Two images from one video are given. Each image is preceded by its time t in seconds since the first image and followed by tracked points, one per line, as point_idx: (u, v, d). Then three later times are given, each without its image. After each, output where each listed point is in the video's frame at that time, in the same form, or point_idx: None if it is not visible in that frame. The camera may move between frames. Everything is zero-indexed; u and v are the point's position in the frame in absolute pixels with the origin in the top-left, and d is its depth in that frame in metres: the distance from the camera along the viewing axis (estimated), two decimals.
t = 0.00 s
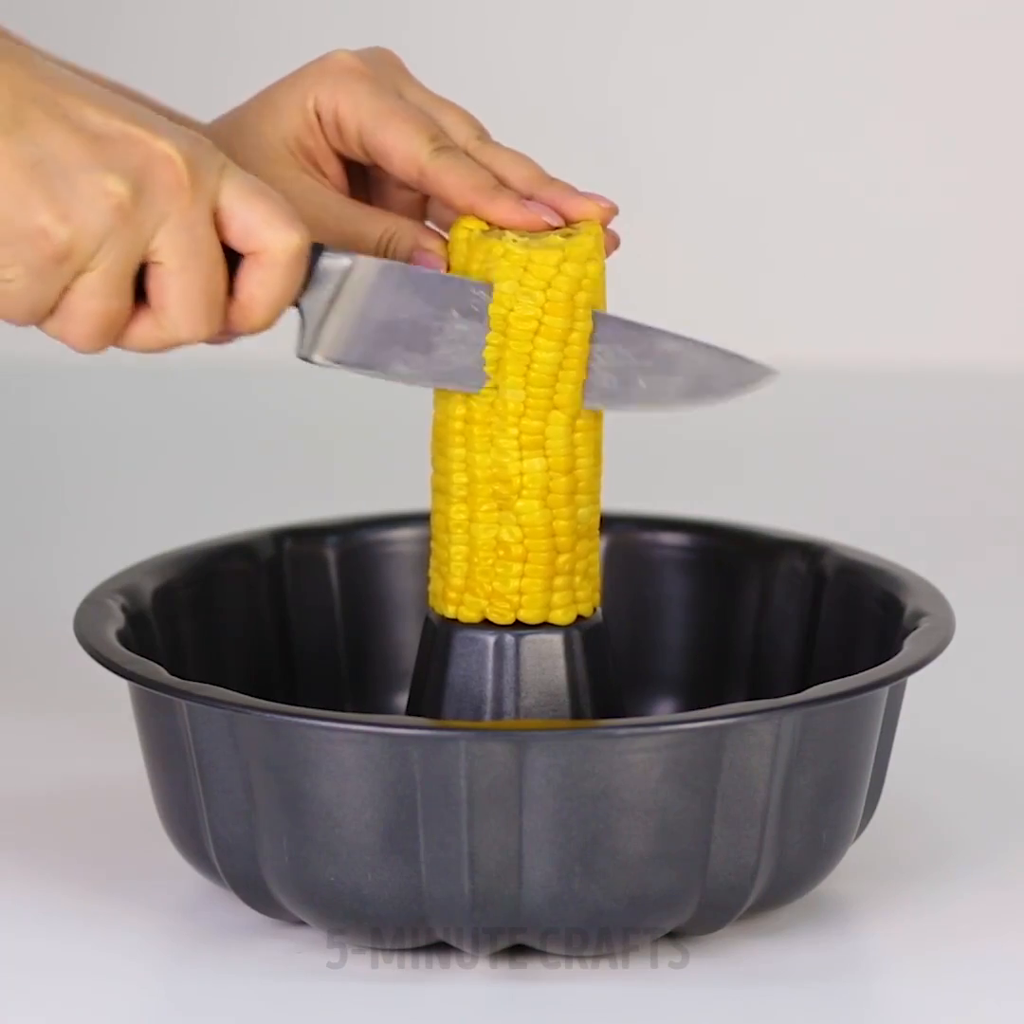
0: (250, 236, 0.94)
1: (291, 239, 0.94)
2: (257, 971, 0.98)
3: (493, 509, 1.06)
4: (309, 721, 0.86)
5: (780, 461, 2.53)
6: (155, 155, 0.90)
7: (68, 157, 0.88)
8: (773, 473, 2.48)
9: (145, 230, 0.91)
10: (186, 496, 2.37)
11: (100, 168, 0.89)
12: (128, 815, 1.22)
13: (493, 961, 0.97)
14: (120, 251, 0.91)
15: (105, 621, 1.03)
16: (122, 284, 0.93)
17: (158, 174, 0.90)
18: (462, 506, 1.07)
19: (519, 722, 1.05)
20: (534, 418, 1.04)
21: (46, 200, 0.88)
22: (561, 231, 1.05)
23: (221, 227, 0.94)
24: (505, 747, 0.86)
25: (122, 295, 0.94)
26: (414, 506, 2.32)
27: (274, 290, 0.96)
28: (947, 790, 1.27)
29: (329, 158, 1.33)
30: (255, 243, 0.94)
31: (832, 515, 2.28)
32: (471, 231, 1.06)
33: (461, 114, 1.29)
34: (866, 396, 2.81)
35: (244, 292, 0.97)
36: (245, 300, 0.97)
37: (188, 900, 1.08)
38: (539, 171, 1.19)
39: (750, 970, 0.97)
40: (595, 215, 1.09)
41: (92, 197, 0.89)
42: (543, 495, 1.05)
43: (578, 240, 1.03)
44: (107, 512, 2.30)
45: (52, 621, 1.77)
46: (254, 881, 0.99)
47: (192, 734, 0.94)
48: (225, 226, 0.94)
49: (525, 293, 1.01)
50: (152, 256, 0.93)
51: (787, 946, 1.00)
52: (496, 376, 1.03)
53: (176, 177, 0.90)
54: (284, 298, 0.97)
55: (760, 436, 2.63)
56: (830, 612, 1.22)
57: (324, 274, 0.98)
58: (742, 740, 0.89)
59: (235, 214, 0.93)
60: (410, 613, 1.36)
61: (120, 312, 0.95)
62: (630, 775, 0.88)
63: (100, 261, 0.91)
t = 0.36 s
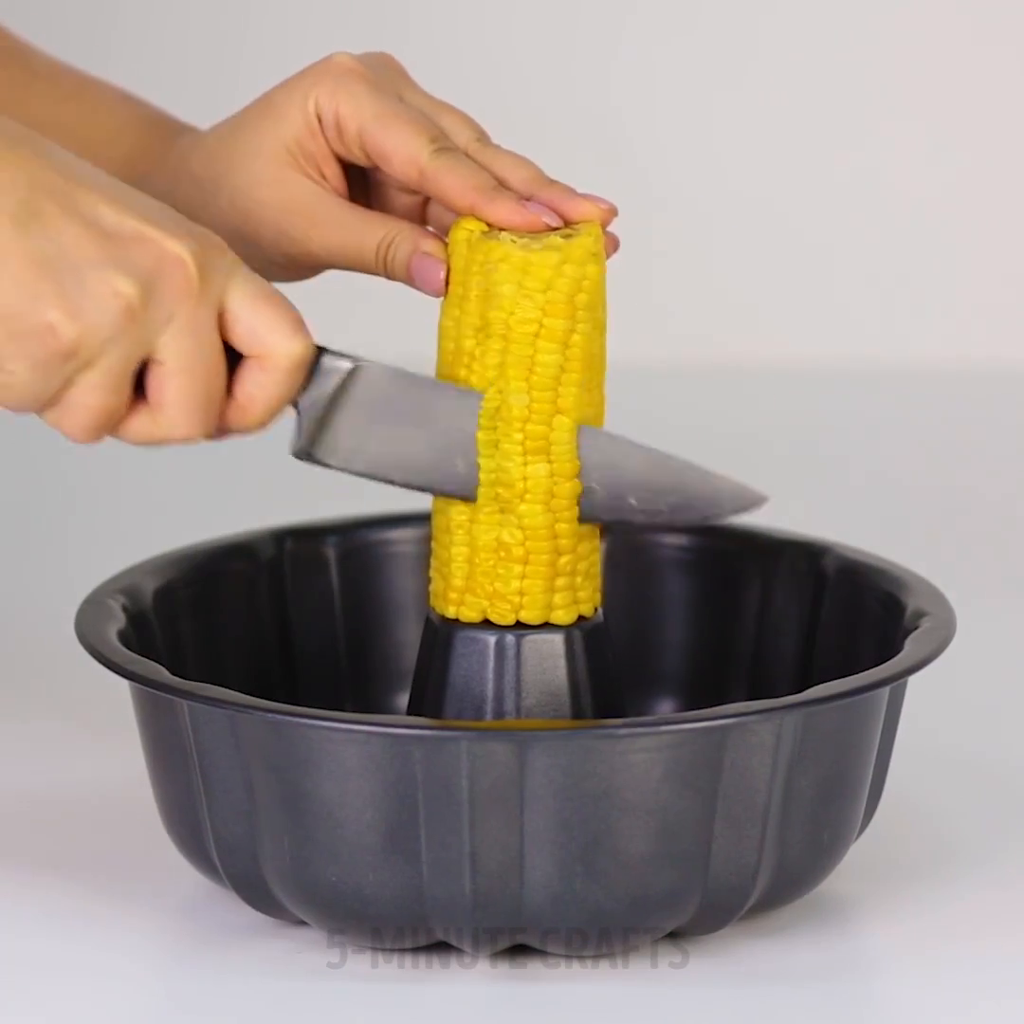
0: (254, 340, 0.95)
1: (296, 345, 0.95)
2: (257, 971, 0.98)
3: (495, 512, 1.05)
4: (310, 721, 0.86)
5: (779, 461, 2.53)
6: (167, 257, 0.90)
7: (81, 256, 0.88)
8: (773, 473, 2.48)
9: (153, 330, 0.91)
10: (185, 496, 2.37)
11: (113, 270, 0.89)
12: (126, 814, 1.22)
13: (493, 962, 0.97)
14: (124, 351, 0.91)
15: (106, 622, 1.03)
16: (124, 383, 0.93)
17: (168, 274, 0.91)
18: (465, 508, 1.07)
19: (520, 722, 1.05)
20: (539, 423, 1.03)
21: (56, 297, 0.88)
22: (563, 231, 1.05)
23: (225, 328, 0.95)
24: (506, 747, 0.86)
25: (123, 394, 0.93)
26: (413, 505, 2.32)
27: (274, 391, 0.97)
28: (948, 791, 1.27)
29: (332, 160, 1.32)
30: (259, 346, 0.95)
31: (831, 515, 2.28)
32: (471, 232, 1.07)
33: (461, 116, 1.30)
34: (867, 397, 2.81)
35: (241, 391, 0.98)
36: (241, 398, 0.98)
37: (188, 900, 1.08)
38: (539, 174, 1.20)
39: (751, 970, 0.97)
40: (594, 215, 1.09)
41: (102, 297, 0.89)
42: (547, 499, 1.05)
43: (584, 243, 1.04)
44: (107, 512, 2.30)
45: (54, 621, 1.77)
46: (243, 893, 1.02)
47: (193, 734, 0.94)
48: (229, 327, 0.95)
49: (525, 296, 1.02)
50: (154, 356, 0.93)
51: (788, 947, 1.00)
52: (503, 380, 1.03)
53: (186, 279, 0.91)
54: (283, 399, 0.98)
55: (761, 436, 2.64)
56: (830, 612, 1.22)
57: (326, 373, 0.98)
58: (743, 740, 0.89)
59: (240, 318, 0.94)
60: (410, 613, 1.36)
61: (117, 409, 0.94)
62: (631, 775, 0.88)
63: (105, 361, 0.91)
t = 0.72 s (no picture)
0: (238, 434, 0.96)
1: (279, 442, 0.96)
2: (258, 971, 0.98)
3: (492, 515, 1.05)
4: (312, 721, 0.86)
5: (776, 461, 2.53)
6: (153, 349, 0.91)
7: (68, 346, 0.89)
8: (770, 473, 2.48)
9: (138, 421, 0.92)
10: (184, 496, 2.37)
11: (101, 361, 0.90)
12: (126, 814, 1.22)
13: (492, 962, 0.97)
14: (108, 442, 0.91)
15: (107, 622, 1.03)
16: (109, 477, 0.93)
17: (153, 367, 0.91)
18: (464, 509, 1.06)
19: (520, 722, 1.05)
20: (533, 420, 1.04)
21: (44, 389, 0.89)
22: (566, 232, 1.05)
23: (210, 424, 0.96)
24: (507, 747, 0.86)
25: (108, 485, 0.93)
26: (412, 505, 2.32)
27: (255, 488, 0.98)
28: (947, 791, 1.27)
29: (331, 162, 1.31)
30: (242, 439, 0.96)
31: (829, 515, 2.28)
32: (471, 231, 1.07)
33: (459, 114, 1.30)
34: (864, 397, 2.81)
35: (224, 486, 0.98)
36: (224, 494, 0.99)
37: (189, 900, 1.08)
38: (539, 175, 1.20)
39: (753, 970, 0.97)
40: (593, 216, 1.09)
41: (89, 387, 0.89)
42: (543, 499, 1.05)
43: (579, 241, 1.04)
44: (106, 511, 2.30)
45: (55, 621, 1.77)
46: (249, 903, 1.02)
47: (193, 734, 0.94)
48: (213, 422, 0.96)
49: (516, 292, 1.03)
50: (139, 448, 0.93)
51: (787, 947, 1.00)
52: (497, 378, 1.04)
53: (171, 372, 0.92)
54: (263, 497, 0.99)
55: (762, 436, 2.64)
56: (831, 613, 1.22)
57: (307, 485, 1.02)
58: (742, 741, 0.89)
59: (225, 413, 0.95)
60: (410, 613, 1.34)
61: (102, 502, 0.94)
62: (631, 775, 0.88)
63: (89, 451, 0.91)
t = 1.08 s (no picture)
0: (191, 287, 0.89)
1: (225, 285, 0.89)
2: (259, 972, 0.98)
3: (493, 508, 1.06)
4: (313, 721, 0.86)
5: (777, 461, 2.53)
6: (78, 216, 0.87)
7: None
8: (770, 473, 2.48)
9: (75, 297, 0.88)
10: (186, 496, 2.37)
11: (26, 245, 0.86)
12: (126, 815, 1.22)
13: (493, 961, 0.97)
14: (52, 315, 0.87)
15: (108, 622, 1.03)
16: (77, 350, 0.89)
17: (81, 237, 0.87)
18: (463, 504, 1.07)
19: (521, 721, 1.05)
20: (534, 419, 1.04)
21: None
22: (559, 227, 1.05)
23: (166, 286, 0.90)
24: (508, 747, 0.86)
25: (81, 360, 0.89)
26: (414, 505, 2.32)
27: (223, 344, 0.90)
28: (948, 791, 1.27)
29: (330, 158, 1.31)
30: (196, 295, 0.89)
31: (830, 515, 2.28)
32: (469, 227, 1.06)
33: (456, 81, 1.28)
34: (864, 397, 2.81)
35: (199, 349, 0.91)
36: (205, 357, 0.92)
37: (189, 900, 1.08)
38: (552, 119, 1.29)
39: (754, 970, 0.97)
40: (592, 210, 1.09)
41: (23, 272, 0.86)
42: (543, 494, 1.05)
43: (568, 237, 1.03)
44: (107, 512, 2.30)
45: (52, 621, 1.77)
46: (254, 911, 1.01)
47: (195, 733, 0.94)
48: (165, 278, 0.90)
49: (520, 295, 1.01)
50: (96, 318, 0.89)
51: (787, 947, 1.00)
52: (498, 379, 1.03)
53: (102, 238, 0.87)
54: (234, 348, 0.91)
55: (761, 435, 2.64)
56: (831, 612, 1.22)
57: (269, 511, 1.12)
58: (743, 740, 0.89)
59: (171, 262, 0.89)
60: (412, 610, 1.36)
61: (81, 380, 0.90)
62: (632, 773, 0.88)
63: (45, 330, 0.88)
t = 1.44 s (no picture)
0: (334, 83, 0.91)
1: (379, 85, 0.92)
2: (258, 972, 0.98)
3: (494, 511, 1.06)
4: (313, 721, 0.86)
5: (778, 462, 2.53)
6: None
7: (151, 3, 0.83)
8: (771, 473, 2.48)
9: (234, 73, 0.86)
10: (187, 496, 2.37)
11: (192, 12, 0.84)
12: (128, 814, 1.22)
13: (493, 962, 0.97)
14: (211, 100, 0.86)
15: (108, 622, 1.03)
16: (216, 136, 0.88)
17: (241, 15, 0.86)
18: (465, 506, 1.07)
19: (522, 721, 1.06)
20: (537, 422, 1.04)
21: (145, 48, 0.82)
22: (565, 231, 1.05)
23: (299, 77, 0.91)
24: (508, 747, 0.86)
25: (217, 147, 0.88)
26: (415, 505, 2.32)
27: (360, 139, 0.93)
28: (950, 791, 1.27)
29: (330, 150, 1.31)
30: (338, 90, 0.91)
31: (832, 515, 2.28)
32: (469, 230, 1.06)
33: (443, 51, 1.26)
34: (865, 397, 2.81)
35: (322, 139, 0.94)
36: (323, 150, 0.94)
37: (189, 900, 1.08)
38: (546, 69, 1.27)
39: (753, 970, 0.97)
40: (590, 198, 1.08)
41: (187, 38, 0.84)
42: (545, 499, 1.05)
43: (571, 236, 1.03)
44: (109, 512, 2.30)
45: (51, 622, 1.77)
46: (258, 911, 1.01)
47: (195, 733, 0.94)
48: (304, 72, 0.91)
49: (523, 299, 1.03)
50: (238, 102, 0.88)
51: (786, 947, 1.00)
52: (500, 380, 1.04)
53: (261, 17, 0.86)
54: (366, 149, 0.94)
55: (761, 437, 2.63)
56: (831, 612, 1.22)
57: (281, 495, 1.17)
58: (743, 740, 0.89)
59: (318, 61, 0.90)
60: (412, 610, 1.36)
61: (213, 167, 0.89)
62: (632, 774, 0.88)
63: (198, 109, 0.85)
